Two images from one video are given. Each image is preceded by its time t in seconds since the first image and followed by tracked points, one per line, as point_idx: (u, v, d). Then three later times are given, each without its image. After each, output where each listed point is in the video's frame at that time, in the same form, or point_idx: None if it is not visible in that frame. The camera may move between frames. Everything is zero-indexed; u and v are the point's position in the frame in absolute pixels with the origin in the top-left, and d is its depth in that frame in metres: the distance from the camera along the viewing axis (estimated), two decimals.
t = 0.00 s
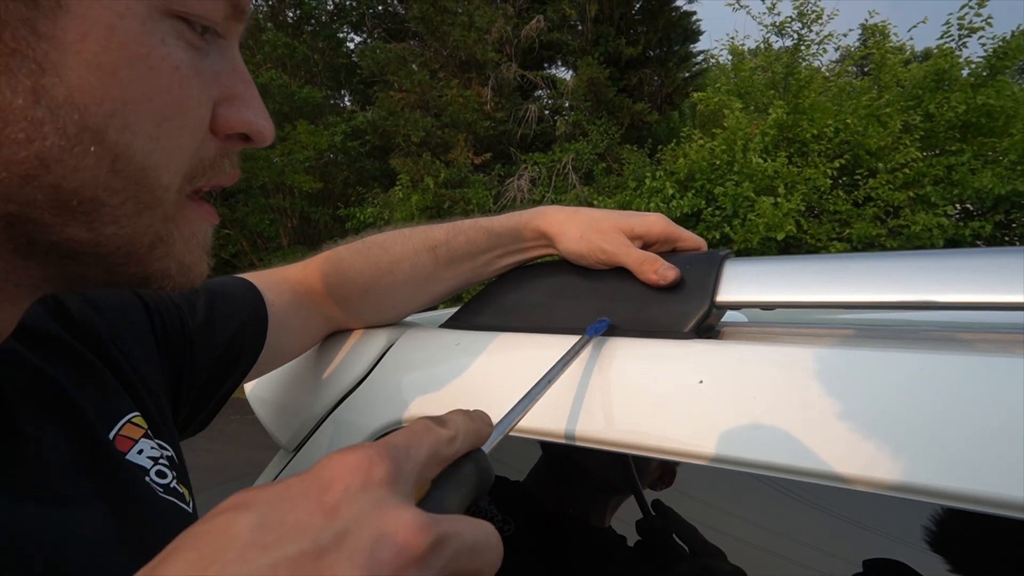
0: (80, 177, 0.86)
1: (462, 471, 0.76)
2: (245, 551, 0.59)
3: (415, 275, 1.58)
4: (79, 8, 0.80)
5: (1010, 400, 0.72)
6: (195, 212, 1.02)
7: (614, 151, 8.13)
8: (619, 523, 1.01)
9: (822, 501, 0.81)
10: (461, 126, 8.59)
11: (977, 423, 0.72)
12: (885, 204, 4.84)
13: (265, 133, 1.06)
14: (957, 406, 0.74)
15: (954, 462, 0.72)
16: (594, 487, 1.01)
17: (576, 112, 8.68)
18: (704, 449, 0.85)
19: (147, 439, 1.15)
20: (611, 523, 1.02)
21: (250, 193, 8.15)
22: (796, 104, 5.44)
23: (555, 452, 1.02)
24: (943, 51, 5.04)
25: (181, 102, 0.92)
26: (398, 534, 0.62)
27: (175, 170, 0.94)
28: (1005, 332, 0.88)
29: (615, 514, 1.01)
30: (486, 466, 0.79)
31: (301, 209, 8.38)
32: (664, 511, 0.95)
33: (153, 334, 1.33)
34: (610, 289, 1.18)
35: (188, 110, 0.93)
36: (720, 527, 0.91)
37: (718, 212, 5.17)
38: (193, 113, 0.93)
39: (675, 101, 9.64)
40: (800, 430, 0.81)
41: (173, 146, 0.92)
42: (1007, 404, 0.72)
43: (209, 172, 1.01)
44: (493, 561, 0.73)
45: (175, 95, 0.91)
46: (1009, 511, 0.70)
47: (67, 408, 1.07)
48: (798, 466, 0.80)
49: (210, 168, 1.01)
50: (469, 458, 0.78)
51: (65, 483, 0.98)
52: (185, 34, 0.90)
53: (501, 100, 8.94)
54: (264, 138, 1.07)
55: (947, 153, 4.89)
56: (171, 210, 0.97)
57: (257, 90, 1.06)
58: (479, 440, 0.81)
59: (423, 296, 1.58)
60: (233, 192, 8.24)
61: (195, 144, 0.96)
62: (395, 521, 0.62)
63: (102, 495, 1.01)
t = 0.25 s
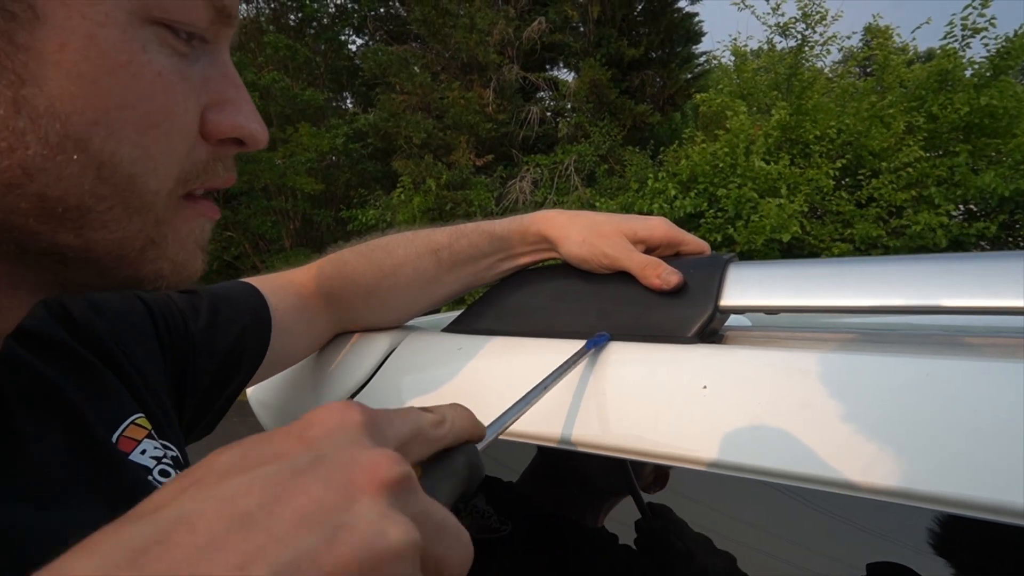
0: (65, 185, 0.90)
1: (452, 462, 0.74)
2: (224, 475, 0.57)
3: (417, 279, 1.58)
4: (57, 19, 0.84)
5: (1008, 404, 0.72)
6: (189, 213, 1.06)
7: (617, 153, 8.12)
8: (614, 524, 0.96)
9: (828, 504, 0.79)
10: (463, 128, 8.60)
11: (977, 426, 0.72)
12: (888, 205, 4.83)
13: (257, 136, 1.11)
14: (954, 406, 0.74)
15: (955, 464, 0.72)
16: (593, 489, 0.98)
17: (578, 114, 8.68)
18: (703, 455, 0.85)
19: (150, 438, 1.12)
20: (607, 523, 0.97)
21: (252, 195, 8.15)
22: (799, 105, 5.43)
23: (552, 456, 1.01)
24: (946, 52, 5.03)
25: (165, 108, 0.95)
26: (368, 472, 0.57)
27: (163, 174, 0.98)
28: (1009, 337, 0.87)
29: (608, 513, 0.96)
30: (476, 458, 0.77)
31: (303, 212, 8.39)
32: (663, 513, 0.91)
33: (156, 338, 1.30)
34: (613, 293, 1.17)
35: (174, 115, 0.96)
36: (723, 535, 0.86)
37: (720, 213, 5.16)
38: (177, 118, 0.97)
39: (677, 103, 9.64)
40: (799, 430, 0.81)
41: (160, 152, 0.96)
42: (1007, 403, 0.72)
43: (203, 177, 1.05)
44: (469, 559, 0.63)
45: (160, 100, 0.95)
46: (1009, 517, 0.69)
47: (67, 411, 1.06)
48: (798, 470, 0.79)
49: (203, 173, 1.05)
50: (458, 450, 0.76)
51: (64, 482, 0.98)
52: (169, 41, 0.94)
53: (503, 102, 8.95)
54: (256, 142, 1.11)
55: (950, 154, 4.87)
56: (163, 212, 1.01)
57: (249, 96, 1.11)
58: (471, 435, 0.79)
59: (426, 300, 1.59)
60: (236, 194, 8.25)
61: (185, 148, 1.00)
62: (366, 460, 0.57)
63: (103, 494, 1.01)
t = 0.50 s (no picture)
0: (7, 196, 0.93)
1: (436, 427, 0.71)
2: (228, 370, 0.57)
3: (415, 279, 1.58)
4: None
5: (999, 399, 0.73)
6: (141, 221, 1.12)
7: (614, 152, 8.11)
8: (604, 520, 0.92)
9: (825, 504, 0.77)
10: (460, 127, 8.58)
11: (972, 424, 0.72)
12: (885, 204, 4.83)
13: (221, 140, 1.16)
14: (949, 399, 0.75)
15: (951, 460, 0.72)
16: (582, 488, 0.94)
17: (575, 113, 8.67)
18: (697, 454, 0.84)
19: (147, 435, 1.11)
20: (594, 520, 0.93)
21: (249, 195, 8.12)
22: (796, 104, 5.42)
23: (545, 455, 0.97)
24: (943, 50, 5.04)
25: (108, 117, 0.96)
26: (357, 387, 0.55)
27: (108, 183, 1.02)
28: (1007, 335, 0.87)
29: (599, 510, 0.92)
30: (462, 424, 0.74)
31: (300, 212, 8.36)
32: (661, 500, 0.87)
33: (156, 338, 1.31)
34: (610, 292, 1.17)
35: (116, 122, 0.98)
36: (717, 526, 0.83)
37: (719, 213, 5.15)
38: (121, 125, 0.98)
39: (674, 101, 9.64)
40: (796, 428, 0.81)
41: (105, 163, 0.99)
42: (1009, 399, 0.72)
43: (155, 184, 1.10)
44: (440, 524, 0.58)
45: (104, 106, 0.95)
46: (1008, 516, 0.68)
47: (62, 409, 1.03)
48: (793, 469, 0.78)
49: (157, 179, 1.09)
50: (446, 414, 0.73)
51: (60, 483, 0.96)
52: (115, 43, 0.94)
53: (501, 101, 8.94)
54: (219, 145, 1.17)
55: (948, 152, 4.87)
56: (106, 220, 1.06)
57: (212, 97, 1.14)
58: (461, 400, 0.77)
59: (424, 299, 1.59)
60: (233, 194, 8.23)
61: (135, 156, 1.03)
62: (359, 377, 0.55)
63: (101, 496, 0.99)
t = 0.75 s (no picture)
0: None
1: (419, 431, 0.73)
2: (202, 390, 0.59)
3: (412, 278, 1.58)
4: None
5: (995, 398, 0.72)
6: (115, 217, 1.11)
7: (614, 150, 8.10)
8: (595, 517, 0.95)
9: (826, 502, 0.77)
10: (460, 126, 8.57)
11: (972, 424, 0.72)
12: (886, 202, 4.83)
13: (194, 136, 1.15)
14: (944, 397, 0.75)
15: (948, 459, 0.72)
16: (577, 487, 0.95)
17: (575, 112, 8.66)
18: (699, 454, 0.84)
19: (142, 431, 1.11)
20: (585, 517, 0.96)
21: (249, 195, 8.11)
22: (796, 102, 5.42)
23: (539, 454, 0.97)
24: (943, 47, 5.03)
25: (69, 114, 0.96)
26: (335, 410, 0.56)
27: (74, 182, 1.01)
28: (1005, 333, 0.87)
29: (590, 508, 0.95)
30: (446, 425, 0.77)
31: (300, 212, 8.36)
32: (653, 497, 0.89)
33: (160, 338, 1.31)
34: (606, 291, 1.17)
35: (77, 119, 0.97)
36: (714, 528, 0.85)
37: (719, 212, 5.15)
38: (84, 121, 0.98)
39: (674, 99, 9.64)
40: (796, 427, 0.80)
41: (69, 159, 0.98)
42: (1006, 398, 0.72)
43: (127, 185, 1.09)
44: (414, 534, 0.61)
45: (64, 102, 0.95)
46: (1007, 515, 0.69)
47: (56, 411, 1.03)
48: (793, 468, 0.78)
49: (130, 181, 1.08)
50: (429, 417, 0.75)
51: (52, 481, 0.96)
52: (72, 39, 0.94)
53: (500, 100, 8.92)
54: (194, 142, 1.16)
55: (948, 149, 4.87)
56: (75, 216, 1.04)
57: (186, 96, 1.16)
58: (446, 402, 0.78)
59: (421, 298, 1.59)
60: (233, 194, 8.23)
61: (102, 154, 1.03)
62: (336, 400, 0.57)
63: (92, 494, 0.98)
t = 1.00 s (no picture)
0: None
1: (415, 396, 0.72)
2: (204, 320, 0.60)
3: (412, 279, 1.58)
4: None
5: (997, 397, 0.72)
6: (128, 223, 1.14)
7: (614, 149, 8.09)
8: (593, 511, 0.99)
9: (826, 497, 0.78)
10: (460, 125, 8.56)
11: (972, 423, 0.72)
12: (887, 199, 4.82)
13: (203, 140, 1.18)
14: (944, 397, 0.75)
15: (947, 458, 0.72)
16: (574, 482, 0.99)
17: (575, 110, 8.65)
18: (700, 453, 0.84)
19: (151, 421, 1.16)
20: (582, 511, 1.00)
21: (250, 195, 8.13)
22: (797, 99, 5.40)
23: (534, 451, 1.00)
24: (944, 43, 5.01)
25: (80, 121, 0.98)
26: (328, 337, 0.59)
27: (86, 186, 1.03)
28: (1006, 329, 0.88)
29: (589, 502, 1.00)
30: (443, 397, 0.75)
31: (301, 212, 8.37)
32: (653, 487, 0.92)
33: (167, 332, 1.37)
34: (605, 291, 1.17)
35: (89, 126, 0.99)
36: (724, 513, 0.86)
37: (720, 210, 5.15)
38: (95, 128, 1.00)
39: (674, 98, 9.62)
40: (798, 425, 0.81)
41: (81, 165, 1.01)
42: (1007, 398, 0.72)
43: (134, 185, 1.11)
44: (407, 482, 0.61)
45: (77, 111, 0.97)
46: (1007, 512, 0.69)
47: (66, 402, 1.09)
48: (794, 467, 0.78)
49: (137, 180, 1.10)
50: (425, 386, 0.74)
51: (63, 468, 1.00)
52: (84, 49, 0.95)
53: (500, 99, 8.92)
54: (203, 145, 1.19)
55: (949, 146, 4.85)
56: (87, 222, 1.07)
57: (193, 97, 1.16)
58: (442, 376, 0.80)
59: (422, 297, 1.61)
60: (234, 195, 8.25)
61: (111, 158, 1.05)
62: (328, 327, 0.60)
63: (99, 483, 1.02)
